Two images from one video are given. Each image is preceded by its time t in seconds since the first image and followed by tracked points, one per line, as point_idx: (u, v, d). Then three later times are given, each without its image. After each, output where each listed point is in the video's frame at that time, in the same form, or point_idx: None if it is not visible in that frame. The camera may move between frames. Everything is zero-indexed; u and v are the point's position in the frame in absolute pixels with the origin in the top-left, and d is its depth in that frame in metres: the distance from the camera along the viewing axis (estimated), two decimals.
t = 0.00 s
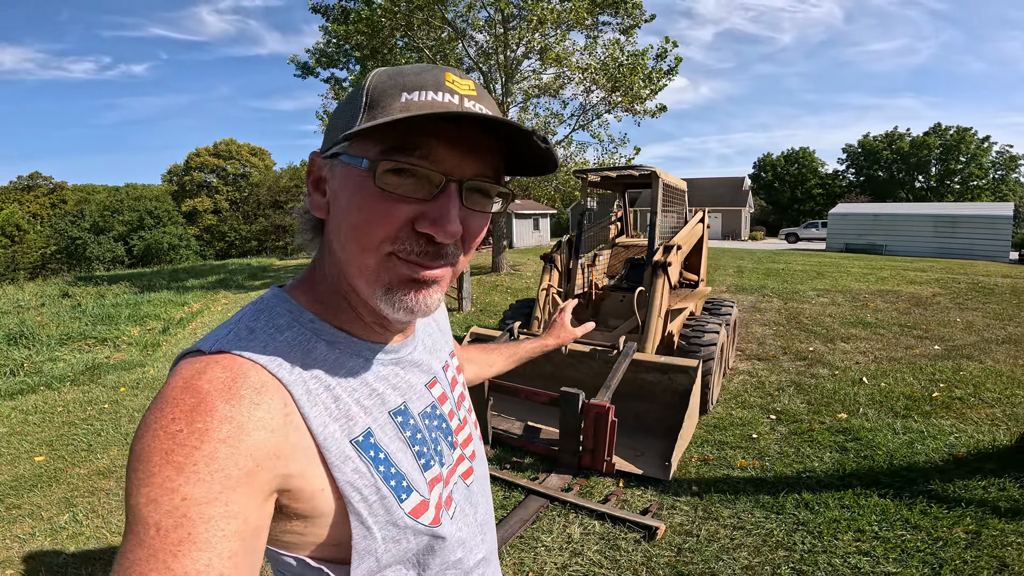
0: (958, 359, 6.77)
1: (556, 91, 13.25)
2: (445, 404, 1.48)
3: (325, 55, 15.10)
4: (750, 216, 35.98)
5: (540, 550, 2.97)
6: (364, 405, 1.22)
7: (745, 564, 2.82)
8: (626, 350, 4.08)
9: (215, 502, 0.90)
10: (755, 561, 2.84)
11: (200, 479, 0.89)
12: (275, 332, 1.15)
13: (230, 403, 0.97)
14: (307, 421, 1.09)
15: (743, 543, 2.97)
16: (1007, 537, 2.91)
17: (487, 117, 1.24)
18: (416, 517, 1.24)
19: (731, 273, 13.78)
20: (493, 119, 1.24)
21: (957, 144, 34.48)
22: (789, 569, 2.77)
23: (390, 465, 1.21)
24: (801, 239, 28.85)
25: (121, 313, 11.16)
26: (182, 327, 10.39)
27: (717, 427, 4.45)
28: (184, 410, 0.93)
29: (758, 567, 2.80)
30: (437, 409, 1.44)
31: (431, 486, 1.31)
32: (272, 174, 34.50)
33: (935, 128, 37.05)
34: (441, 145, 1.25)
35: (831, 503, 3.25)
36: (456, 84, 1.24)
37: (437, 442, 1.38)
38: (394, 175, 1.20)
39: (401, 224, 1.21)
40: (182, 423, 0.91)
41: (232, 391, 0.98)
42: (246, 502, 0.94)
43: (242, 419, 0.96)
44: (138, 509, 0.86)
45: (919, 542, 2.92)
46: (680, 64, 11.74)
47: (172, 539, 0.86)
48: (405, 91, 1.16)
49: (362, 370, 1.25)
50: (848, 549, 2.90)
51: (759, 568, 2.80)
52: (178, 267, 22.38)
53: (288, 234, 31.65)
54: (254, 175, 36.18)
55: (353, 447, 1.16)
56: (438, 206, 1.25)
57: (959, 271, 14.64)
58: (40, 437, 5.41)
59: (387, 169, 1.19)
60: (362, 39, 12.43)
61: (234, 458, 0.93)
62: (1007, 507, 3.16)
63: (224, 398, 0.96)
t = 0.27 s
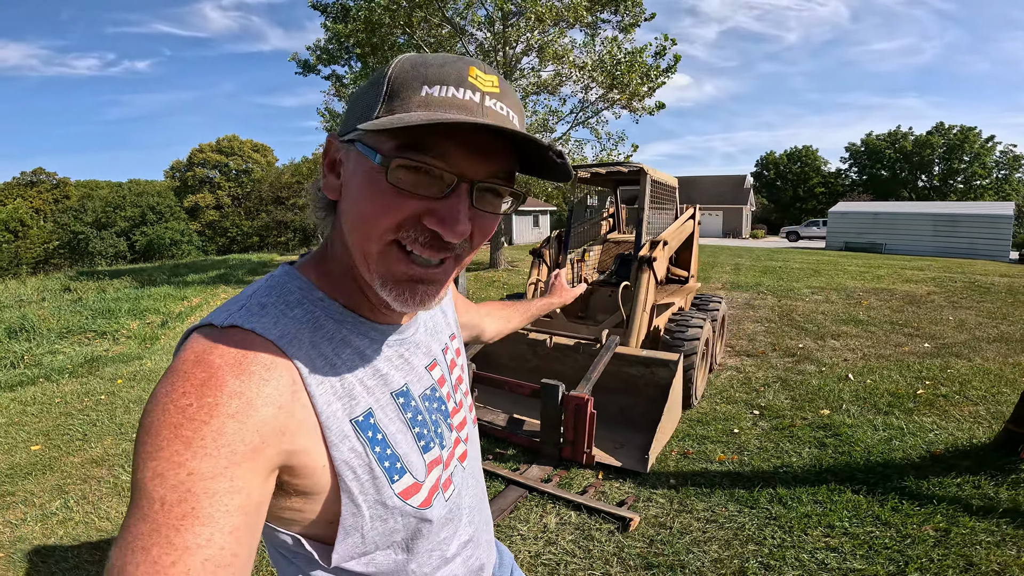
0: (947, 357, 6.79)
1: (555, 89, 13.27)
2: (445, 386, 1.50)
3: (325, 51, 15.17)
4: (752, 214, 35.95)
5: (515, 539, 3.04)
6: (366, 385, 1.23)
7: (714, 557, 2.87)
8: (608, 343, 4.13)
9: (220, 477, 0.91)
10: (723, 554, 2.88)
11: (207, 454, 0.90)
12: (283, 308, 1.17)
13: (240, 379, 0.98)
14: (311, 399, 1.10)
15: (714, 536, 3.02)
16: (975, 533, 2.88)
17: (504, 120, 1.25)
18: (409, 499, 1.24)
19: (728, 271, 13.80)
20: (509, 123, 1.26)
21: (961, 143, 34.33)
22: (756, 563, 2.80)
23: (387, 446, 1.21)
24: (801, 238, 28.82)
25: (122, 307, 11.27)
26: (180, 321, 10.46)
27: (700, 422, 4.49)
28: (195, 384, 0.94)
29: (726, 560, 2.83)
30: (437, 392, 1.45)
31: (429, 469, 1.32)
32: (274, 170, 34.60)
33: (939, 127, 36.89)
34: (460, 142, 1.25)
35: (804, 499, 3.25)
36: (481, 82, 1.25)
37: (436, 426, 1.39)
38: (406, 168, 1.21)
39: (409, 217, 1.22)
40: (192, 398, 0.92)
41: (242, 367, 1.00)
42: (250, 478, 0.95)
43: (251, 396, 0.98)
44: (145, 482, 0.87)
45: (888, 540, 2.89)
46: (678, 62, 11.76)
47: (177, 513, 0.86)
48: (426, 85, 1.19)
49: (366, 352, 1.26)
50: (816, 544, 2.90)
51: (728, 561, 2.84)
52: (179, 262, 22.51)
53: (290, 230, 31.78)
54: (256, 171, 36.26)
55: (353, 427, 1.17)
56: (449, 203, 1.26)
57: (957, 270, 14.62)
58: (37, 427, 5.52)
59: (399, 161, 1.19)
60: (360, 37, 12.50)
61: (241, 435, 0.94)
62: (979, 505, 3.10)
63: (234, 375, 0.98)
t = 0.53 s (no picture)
0: (944, 359, 6.68)
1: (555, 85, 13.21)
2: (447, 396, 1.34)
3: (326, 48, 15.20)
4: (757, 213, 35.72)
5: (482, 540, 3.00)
6: (372, 386, 1.09)
7: (681, 563, 2.81)
8: (588, 342, 4.07)
9: (213, 479, 0.80)
10: (691, 561, 2.82)
11: (204, 455, 0.80)
12: (296, 303, 1.03)
13: (247, 377, 0.87)
14: (316, 404, 0.96)
15: (683, 542, 2.96)
16: (948, 547, 2.77)
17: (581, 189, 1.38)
18: (405, 508, 1.09)
19: (728, 269, 13.69)
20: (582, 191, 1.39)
21: (970, 143, 33.94)
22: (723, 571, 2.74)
23: (387, 452, 1.07)
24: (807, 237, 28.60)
25: (122, 302, 11.35)
26: (177, 316, 10.52)
27: (683, 423, 4.42)
28: (198, 383, 0.84)
29: (692, 567, 2.78)
30: (440, 400, 1.29)
31: (428, 478, 1.16)
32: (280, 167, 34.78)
33: (948, 126, 36.49)
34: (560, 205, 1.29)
35: (779, 504, 3.18)
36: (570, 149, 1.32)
37: (438, 433, 1.23)
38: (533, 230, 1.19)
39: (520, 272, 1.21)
40: (194, 396, 0.82)
41: (249, 366, 0.88)
42: (244, 482, 0.84)
43: (256, 397, 0.86)
44: (135, 481, 0.77)
45: (861, 552, 2.79)
46: (678, 58, 11.66)
47: (165, 513, 0.77)
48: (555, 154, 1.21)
49: (375, 352, 1.12)
50: (786, 554, 2.83)
51: (695, 568, 2.78)
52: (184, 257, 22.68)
53: (295, 226, 31.93)
54: (261, 167, 36.42)
55: (354, 432, 1.02)
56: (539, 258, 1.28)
57: (961, 270, 14.45)
58: (25, 419, 5.57)
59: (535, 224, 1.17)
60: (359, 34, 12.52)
61: (239, 437, 0.83)
62: (958, 514, 2.99)
63: (240, 372, 0.86)
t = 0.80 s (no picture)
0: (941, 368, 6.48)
1: (553, 85, 13.08)
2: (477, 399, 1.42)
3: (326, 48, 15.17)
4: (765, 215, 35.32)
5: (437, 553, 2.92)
6: (425, 386, 1.17)
7: None
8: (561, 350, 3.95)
9: (283, 474, 0.87)
10: None
11: (279, 450, 0.86)
12: (364, 306, 1.11)
13: (322, 375, 0.94)
14: (381, 403, 1.04)
15: (644, 561, 2.86)
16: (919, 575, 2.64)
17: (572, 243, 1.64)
18: (447, 502, 1.19)
19: (729, 273, 13.47)
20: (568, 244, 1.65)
21: (983, 144, 33.34)
22: None
23: (437, 449, 1.16)
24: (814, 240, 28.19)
25: (118, 301, 11.37)
26: (172, 316, 10.52)
27: (662, 434, 4.31)
28: (280, 377, 0.90)
29: None
30: (472, 404, 1.38)
31: (464, 476, 1.26)
32: (285, 166, 34.89)
33: (960, 128, 35.88)
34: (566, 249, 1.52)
35: (747, 523, 3.07)
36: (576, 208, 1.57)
37: (471, 434, 1.32)
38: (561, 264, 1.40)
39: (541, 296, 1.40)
40: (277, 390, 0.89)
41: (324, 363, 0.95)
42: (309, 477, 0.91)
43: (329, 395, 0.93)
44: (212, 471, 0.83)
45: None
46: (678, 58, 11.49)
47: (234, 505, 0.83)
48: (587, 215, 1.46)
49: (429, 356, 1.20)
50: None
51: None
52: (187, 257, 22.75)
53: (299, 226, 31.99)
54: (268, 167, 36.57)
55: (412, 429, 1.11)
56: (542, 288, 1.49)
57: (969, 275, 14.12)
58: (8, 417, 5.57)
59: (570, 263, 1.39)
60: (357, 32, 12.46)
61: (313, 432, 0.90)
62: (933, 537, 2.86)
63: (318, 369, 0.93)
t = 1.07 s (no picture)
0: (946, 381, 6.21)
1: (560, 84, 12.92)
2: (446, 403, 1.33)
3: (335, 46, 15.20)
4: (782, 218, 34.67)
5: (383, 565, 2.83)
6: (387, 382, 1.10)
7: None
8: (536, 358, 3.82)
9: (239, 466, 0.81)
10: None
11: (237, 441, 0.81)
12: (326, 300, 1.06)
13: (284, 366, 0.89)
14: (341, 397, 0.98)
15: None
16: None
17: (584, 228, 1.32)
18: (414, 507, 1.11)
19: (738, 277, 13.19)
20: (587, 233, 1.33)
21: (1010, 148, 32.33)
22: None
23: (399, 448, 1.08)
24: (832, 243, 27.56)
25: (125, 295, 11.50)
26: (175, 312, 10.60)
27: (640, 446, 4.16)
28: (238, 366, 0.85)
29: None
30: (441, 407, 1.29)
31: (432, 480, 1.18)
32: (300, 163, 35.20)
33: (987, 130, 34.86)
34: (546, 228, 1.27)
35: (709, 547, 2.93)
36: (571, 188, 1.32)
37: (440, 438, 1.24)
38: (504, 229, 1.19)
39: (485, 265, 1.18)
40: (235, 378, 0.84)
41: (285, 355, 0.90)
42: (266, 471, 0.84)
43: (290, 386, 0.88)
44: (160, 462, 0.77)
45: None
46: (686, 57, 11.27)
47: (186, 497, 0.77)
48: (544, 176, 1.23)
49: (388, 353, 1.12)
50: None
51: None
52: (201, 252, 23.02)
53: (313, 223, 32.23)
54: (284, 164, 36.95)
55: (373, 427, 1.04)
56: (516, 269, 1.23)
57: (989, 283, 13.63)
58: None
59: (506, 223, 1.18)
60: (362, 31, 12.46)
61: (272, 424, 0.84)
62: (905, 569, 2.69)
63: (278, 359, 0.88)
